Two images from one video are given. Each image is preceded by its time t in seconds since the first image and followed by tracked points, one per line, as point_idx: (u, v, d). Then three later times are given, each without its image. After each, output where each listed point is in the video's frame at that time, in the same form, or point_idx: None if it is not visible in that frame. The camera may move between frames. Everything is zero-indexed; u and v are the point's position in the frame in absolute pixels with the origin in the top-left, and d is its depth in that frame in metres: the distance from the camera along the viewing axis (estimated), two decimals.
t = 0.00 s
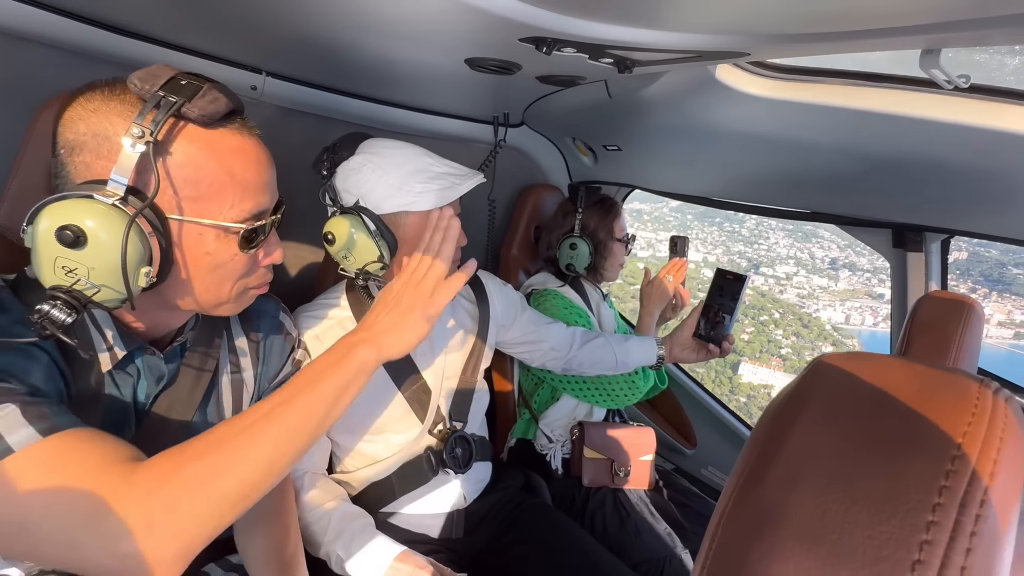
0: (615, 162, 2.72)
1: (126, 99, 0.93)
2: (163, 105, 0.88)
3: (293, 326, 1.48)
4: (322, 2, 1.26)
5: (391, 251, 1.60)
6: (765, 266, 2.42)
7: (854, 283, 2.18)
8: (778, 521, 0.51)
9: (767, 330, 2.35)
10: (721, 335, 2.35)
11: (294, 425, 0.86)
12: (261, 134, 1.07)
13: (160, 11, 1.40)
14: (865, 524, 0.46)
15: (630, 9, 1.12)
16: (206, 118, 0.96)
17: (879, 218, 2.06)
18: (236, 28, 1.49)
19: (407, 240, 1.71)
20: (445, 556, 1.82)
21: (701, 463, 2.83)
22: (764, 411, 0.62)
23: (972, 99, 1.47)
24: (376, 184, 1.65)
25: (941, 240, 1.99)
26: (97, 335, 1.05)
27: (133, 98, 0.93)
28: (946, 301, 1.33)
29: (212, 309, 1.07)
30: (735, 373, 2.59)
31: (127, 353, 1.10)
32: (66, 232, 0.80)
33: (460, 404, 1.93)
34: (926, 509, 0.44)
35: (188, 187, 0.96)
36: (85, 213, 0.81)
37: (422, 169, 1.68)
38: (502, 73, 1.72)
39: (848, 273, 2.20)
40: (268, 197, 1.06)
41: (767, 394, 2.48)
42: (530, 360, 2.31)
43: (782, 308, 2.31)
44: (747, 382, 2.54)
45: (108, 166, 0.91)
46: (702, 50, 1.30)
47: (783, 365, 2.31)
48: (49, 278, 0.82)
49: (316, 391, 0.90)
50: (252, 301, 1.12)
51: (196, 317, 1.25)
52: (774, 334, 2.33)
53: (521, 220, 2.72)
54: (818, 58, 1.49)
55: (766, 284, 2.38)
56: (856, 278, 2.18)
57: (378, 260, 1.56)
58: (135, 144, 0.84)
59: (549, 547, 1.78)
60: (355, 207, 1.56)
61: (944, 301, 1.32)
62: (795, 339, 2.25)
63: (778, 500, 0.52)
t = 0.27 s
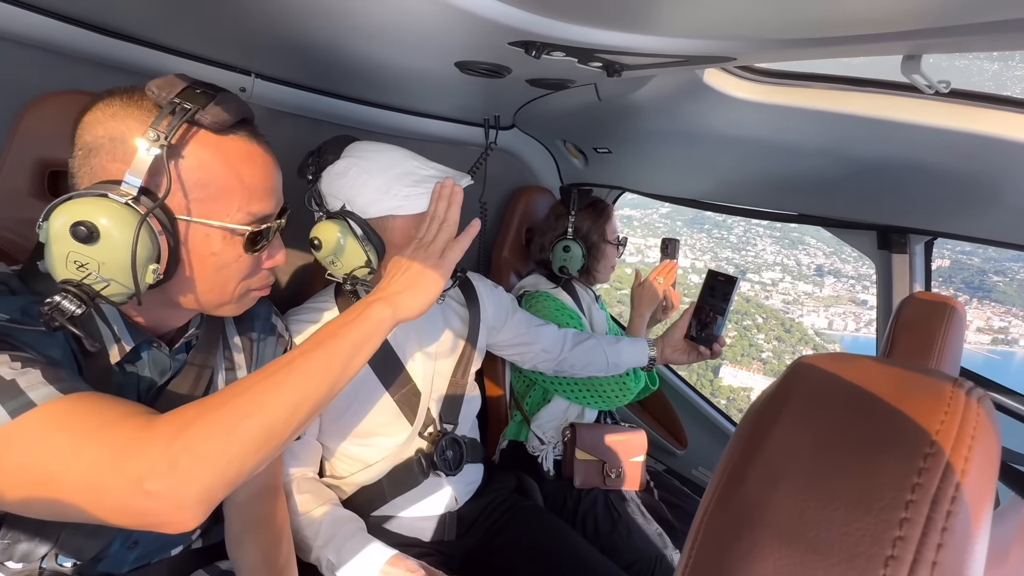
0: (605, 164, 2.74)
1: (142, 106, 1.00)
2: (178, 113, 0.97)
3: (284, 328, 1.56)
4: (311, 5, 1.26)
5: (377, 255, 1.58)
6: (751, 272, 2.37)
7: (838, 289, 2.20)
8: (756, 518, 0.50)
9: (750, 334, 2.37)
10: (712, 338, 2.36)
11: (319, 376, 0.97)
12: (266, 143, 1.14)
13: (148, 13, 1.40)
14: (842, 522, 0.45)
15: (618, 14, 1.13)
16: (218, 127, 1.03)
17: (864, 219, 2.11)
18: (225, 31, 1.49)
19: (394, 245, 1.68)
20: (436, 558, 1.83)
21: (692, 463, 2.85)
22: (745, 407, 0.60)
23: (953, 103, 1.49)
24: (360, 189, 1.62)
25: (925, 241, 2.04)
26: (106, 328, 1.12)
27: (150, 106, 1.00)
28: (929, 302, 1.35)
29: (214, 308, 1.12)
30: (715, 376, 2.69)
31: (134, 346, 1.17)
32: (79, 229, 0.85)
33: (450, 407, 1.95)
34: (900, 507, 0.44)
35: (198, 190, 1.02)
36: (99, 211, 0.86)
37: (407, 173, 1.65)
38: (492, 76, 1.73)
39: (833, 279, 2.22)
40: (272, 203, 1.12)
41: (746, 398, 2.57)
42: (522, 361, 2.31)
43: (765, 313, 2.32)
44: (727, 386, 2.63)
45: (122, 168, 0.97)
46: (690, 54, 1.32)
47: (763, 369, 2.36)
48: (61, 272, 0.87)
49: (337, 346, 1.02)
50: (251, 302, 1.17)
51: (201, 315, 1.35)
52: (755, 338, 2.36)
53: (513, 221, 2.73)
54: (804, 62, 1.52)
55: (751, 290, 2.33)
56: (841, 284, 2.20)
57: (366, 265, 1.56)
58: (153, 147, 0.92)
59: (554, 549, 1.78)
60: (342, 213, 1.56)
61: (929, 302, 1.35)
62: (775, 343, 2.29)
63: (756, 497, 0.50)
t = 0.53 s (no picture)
0: (593, 168, 2.77)
1: (137, 107, 1.01)
2: (174, 114, 0.98)
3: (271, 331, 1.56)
4: (302, 8, 1.27)
5: (362, 257, 1.56)
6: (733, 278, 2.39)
7: (817, 295, 2.22)
8: (743, 508, 0.49)
9: (726, 336, 2.42)
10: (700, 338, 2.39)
11: (315, 383, 0.98)
12: (260, 145, 1.15)
13: (137, 14, 1.40)
14: (826, 509, 0.45)
15: (607, 19, 1.15)
16: (213, 128, 1.05)
17: (844, 222, 2.18)
18: (215, 33, 1.50)
19: (380, 245, 1.68)
20: (427, 562, 1.81)
21: (680, 464, 2.88)
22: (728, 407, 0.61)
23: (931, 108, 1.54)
24: (342, 190, 1.60)
25: (904, 244, 2.10)
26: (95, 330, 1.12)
27: (144, 107, 1.01)
28: (909, 303, 1.38)
29: (207, 309, 1.13)
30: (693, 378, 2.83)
31: (124, 350, 1.17)
32: (75, 228, 0.85)
33: (438, 408, 1.97)
34: (882, 494, 0.44)
35: (193, 190, 1.03)
36: (94, 211, 0.87)
37: (390, 174, 1.64)
38: (481, 79, 1.75)
39: (812, 286, 2.24)
40: (265, 204, 1.14)
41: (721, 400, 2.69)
42: (511, 363, 2.33)
43: (743, 317, 2.35)
44: (706, 387, 2.75)
45: (116, 169, 0.98)
46: (676, 60, 1.35)
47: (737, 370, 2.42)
48: (55, 272, 0.87)
49: (331, 354, 1.03)
50: (244, 303, 1.18)
51: (190, 318, 1.36)
52: (733, 342, 2.40)
53: (501, 224, 2.74)
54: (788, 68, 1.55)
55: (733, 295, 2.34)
56: (820, 290, 2.21)
57: (351, 267, 1.53)
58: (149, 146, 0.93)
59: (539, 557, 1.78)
60: (326, 215, 1.52)
61: (909, 303, 1.38)
62: (754, 349, 2.30)
63: (745, 487, 0.50)
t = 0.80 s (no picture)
0: (568, 171, 2.81)
1: (107, 101, 1.00)
2: (146, 108, 0.98)
3: (243, 333, 1.58)
4: (275, 7, 1.27)
5: (337, 259, 1.55)
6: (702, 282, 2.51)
7: (782, 300, 2.32)
8: (700, 477, 0.52)
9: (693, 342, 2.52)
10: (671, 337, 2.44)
11: (292, 386, 0.99)
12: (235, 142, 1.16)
13: (104, 11, 1.39)
14: (773, 473, 0.48)
15: (579, 23, 1.18)
16: (186, 124, 1.05)
17: (807, 223, 2.24)
18: (185, 31, 1.48)
19: (354, 247, 1.68)
20: (404, 564, 1.81)
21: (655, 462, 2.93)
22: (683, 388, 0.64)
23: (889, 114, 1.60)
24: (316, 192, 1.59)
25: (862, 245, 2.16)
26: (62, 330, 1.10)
27: (115, 102, 1.00)
28: (865, 300, 1.44)
29: (179, 308, 1.12)
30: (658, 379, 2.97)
31: (92, 351, 1.15)
32: (44, 222, 0.85)
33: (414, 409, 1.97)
34: (822, 460, 0.47)
35: (166, 185, 1.02)
36: (63, 204, 0.86)
37: (364, 176, 1.64)
38: (456, 80, 1.77)
39: (777, 290, 2.35)
40: (240, 201, 1.14)
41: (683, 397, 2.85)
42: (484, 363, 2.34)
43: (709, 321, 2.46)
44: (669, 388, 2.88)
45: (86, 164, 0.97)
46: (646, 64, 1.38)
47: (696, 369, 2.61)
48: (23, 266, 0.86)
49: (310, 359, 1.04)
50: (217, 302, 1.18)
51: (160, 318, 1.34)
52: (698, 346, 2.50)
53: (477, 226, 2.76)
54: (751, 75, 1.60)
55: (700, 299, 2.47)
56: (784, 295, 2.32)
57: (325, 270, 1.52)
58: (120, 140, 0.93)
59: (520, 554, 1.82)
60: (296, 218, 1.50)
61: (865, 300, 1.44)
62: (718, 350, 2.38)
63: (701, 458, 0.53)
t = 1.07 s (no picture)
0: (515, 168, 2.86)
1: (39, 76, 0.97)
2: (83, 85, 0.95)
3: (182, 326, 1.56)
4: None
5: (286, 250, 1.54)
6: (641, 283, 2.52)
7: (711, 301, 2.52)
8: (633, 400, 0.59)
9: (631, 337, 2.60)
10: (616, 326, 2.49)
11: (247, 372, 1.00)
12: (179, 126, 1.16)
13: None
14: (693, 386, 0.56)
15: (525, 19, 1.23)
16: (126, 103, 1.03)
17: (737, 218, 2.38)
18: (122, 14, 1.44)
19: (305, 239, 1.67)
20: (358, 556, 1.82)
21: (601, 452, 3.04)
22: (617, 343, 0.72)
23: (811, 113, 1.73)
24: (263, 180, 1.56)
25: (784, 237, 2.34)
26: None
27: (49, 77, 0.98)
28: (785, 284, 1.55)
29: (118, 295, 1.10)
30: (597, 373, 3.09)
31: (18, 344, 1.10)
32: None
33: (366, 401, 1.98)
34: (733, 377, 0.56)
35: (106, 166, 1.01)
36: None
37: (313, 166, 1.64)
38: (405, 72, 1.79)
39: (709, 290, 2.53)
40: (184, 184, 1.15)
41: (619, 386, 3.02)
42: (433, 356, 2.37)
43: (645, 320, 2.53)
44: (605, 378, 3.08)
45: (16, 140, 0.94)
46: (588, 62, 1.45)
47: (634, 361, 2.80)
48: None
49: (264, 347, 1.04)
50: (161, 290, 1.17)
51: (94, 311, 1.29)
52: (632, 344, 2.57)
53: (425, 224, 2.80)
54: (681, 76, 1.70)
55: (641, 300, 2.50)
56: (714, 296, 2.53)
57: (274, 260, 1.52)
58: (54, 116, 0.90)
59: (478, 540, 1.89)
60: (245, 206, 1.50)
61: (785, 285, 1.55)
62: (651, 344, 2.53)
63: (634, 385, 0.60)
